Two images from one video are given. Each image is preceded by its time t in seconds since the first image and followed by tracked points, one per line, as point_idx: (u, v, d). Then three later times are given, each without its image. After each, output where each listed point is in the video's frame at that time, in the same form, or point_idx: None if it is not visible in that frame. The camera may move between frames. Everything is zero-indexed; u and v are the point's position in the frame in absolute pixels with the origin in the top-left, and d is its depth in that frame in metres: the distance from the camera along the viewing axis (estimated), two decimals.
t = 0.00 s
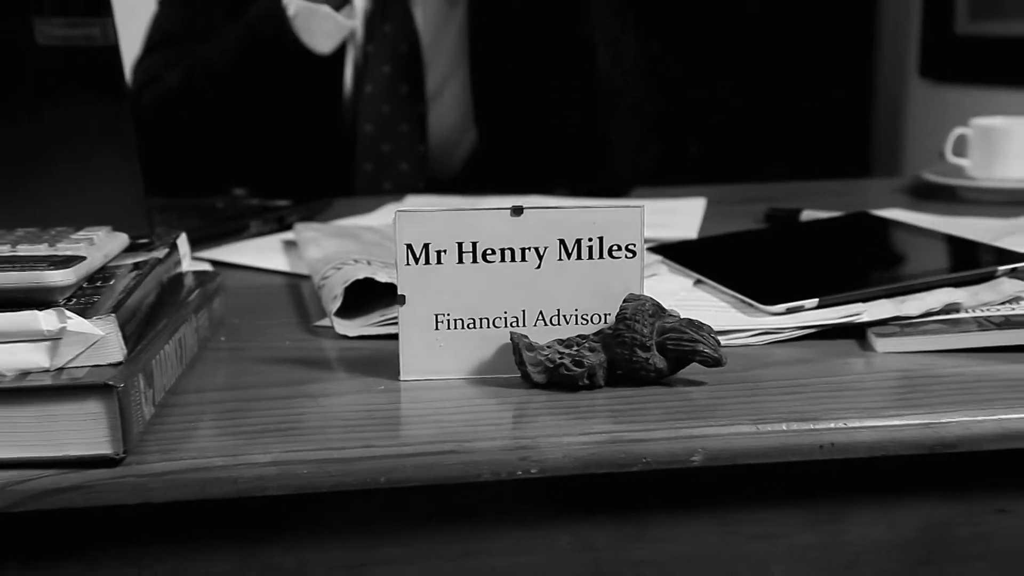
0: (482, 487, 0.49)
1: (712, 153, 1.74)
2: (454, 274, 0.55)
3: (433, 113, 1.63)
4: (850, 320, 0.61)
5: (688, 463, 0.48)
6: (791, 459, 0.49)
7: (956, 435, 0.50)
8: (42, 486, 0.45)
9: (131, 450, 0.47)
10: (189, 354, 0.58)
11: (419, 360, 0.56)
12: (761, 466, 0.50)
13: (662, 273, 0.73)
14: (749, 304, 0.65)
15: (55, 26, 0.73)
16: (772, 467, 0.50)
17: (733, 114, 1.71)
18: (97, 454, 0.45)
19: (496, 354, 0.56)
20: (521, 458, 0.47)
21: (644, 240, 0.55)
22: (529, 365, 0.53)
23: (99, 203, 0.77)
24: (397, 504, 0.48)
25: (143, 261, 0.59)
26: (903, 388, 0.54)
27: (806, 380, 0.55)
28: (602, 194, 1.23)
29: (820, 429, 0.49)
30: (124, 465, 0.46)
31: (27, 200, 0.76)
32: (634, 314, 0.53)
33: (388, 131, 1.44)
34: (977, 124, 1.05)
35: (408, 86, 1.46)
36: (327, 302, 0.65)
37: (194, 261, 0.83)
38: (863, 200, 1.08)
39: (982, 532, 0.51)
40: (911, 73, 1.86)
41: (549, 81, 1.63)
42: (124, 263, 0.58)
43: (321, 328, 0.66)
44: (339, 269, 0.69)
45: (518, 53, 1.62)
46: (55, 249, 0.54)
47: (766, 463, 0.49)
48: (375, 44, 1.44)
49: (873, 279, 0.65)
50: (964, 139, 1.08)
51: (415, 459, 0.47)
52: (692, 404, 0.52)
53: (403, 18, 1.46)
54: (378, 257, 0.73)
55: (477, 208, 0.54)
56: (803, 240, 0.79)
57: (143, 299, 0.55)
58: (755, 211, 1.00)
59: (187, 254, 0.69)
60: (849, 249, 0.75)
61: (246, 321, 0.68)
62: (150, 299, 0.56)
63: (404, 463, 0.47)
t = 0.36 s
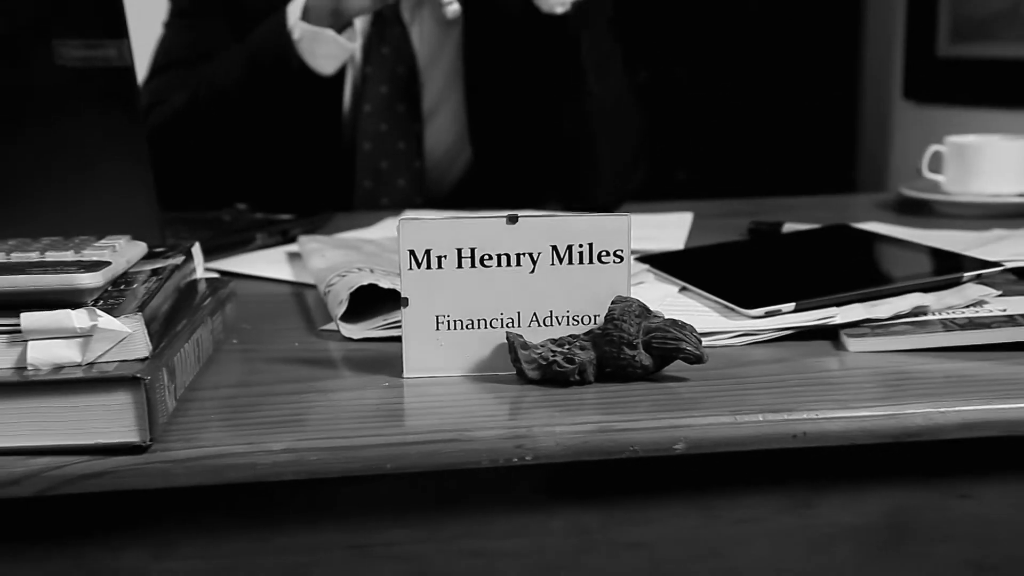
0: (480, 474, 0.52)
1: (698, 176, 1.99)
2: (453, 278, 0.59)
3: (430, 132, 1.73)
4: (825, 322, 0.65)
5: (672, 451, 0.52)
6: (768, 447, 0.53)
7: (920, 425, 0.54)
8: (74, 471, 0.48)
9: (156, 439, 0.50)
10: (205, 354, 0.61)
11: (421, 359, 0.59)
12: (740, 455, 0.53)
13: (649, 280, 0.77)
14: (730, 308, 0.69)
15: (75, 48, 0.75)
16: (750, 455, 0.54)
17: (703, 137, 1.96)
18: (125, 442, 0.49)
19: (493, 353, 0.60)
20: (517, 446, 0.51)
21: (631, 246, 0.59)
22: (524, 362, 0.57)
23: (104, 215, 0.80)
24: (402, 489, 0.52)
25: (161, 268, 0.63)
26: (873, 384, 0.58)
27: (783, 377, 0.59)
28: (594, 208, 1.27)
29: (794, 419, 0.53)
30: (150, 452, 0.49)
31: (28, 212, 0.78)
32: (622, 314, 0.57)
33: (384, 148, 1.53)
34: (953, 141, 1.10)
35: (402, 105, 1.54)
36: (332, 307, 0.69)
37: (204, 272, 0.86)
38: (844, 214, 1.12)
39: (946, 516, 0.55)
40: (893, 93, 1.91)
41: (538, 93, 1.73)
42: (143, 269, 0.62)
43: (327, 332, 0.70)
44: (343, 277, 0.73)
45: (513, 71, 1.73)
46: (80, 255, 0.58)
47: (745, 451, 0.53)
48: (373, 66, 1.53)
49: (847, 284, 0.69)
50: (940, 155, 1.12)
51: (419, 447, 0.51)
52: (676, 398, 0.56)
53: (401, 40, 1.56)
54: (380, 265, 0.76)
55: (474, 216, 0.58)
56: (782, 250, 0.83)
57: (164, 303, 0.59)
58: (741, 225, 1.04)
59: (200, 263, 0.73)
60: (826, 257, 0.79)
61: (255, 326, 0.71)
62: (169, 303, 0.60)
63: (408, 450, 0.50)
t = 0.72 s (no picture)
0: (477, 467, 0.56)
1: (689, 199, 1.90)
2: (451, 286, 0.62)
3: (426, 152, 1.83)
4: (801, 328, 0.69)
5: (656, 446, 0.56)
6: (745, 441, 0.56)
7: (888, 421, 0.58)
8: (99, 464, 0.52)
9: (175, 434, 0.54)
10: (217, 358, 0.65)
11: (420, 362, 0.63)
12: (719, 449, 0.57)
13: (636, 291, 0.81)
14: (713, 316, 0.73)
15: (91, 72, 0.79)
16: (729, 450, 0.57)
17: (698, 154, 1.88)
18: (147, 437, 0.53)
19: (489, 356, 0.64)
20: (511, 441, 0.55)
21: (617, 256, 0.63)
22: (518, 365, 0.61)
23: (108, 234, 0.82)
24: (404, 482, 0.56)
25: (176, 277, 0.67)
26: (845, 384, 0.62)
27: (761, 379, 0.63)
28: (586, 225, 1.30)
29: (770, 416, 0.57)
30: (169, 446, 0.53)
31: (34, 229, 0.80)
32: (610, 319, 0.61)
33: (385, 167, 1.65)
34: (928, 160, 1.14)
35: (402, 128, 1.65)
36: (335, 315, 0.73)
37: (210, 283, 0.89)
38: (826, 230, 1.17)
39: (913, 508, 0.59)
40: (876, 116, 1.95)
41: (530, 111, 1.84)
42: (159, 279, 0.66)
43: (330, 339, 0.74)
44: (345, 288, 0.77)
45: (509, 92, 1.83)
46: (100, 266, 0.62)
47: (724, 445, 0.56)
48: (373, 88, 1.63)
49: (822, 293, 0.73)
50: (916, 174, 1.17)
51: (420, 442, 0.54)
52: (660, 397, 0.59)
53: (400, 65, 1.63)
54: (380, 277, 0.80)
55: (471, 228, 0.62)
56: (763, 262, 0.87)
57: (179, 313, 0.62)
58: (726, 240, 1.07)
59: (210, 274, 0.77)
60: (805, 269, 0.83)
61: (262, 334, 0.75)
62: (183, 310, 0.64)
63: (410, 445, 0.54)
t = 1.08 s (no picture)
0: (470, 468, 0.59)
1: (676, 219, 2.04)
2: (445, 297, 0.66)
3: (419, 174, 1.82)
4: (778, 338, 0.72)
5: (640, 447, 0.59)
6: (724, 442, 0.60)
7: (858, 423, 0.61)
8: (114, 464, 0.55)
9: (185, 436, 0.57)
10: (222, 366, 0.68)
11: (416, 369, 0.66)
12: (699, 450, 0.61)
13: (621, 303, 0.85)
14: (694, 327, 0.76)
15: (97, 94, 0.83)
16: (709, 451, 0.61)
17: (678, 172, 2.01)
18: (159, 438, 0.56)
19: (481, 364, 0.67)
20: (503, 442, 0.58)
21: (603, 269, 0.67)
22: (509, 371, 0.64)
23: (123, 242, 0.87)
24: (401, 482, 0.59)
25: (183, 289, 0.71)
26: (818, 390, 0.65)
27: (739, 386, 0.66)
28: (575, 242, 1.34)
29: (747, 419, 0.60)
30: (180, 447, 0.56)
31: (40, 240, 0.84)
32: (596, 329, 0.64)
33: (381, 188, 1.79)
34: (904, 180, 1.19)
35: (397, 146, 1.79)
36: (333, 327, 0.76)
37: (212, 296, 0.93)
38: (806, 247, 1.21)
39: (882, 506, 0.63)
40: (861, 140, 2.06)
41: (518, 129, 1.88)
42: (166, 292, 0.69)
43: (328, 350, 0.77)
44: (342, 301, 0.80)
45: (499, 111, 1.88)
46: (112, 278, 0.65)
47: (704, 446, 0.60)
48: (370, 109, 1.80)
49: (799, 305, 0.77)
50: (893, 193, 1.21)
51: (416, 443, 0.57)
52: (644, 402, 0.63)
53: (395, 85, 1.80)
54: (375, 291, 0.84)
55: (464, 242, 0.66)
56: (743, 277, 0.91)
57: (186, 324, 0.65)
58: (709, 257, 1.11)
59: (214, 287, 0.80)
60: (783, 283, 0.86)
61: (264, 345, 0.78)
62: (190, 320, 0.67)
63: (407, 446, 0.57)
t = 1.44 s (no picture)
0: (465, 474, 0.63)
1: (665, 243, 2.04)
2: (442, 312, 0.69)
3: (414, 195, 1.93)
4: (759, 353, 0.76)
5: (627, 454, 0.62)
6: (706, 449, 0.63)
7: (833, 432, 0.64)
8: (130, 469, 0.58)
9: (197, 443, 0.60)
10: (229, 379, 0.72)
11: (414, 382, 0.70)
12: (683, 457, 0.64)
13: (609, 320, 0.88)
14: (679, 342, 0.80)
15: (106, 119, 0.86)
16: (692, 457, 0.64)
17: (667, 198, 2.01)
18: (173, 444, 0.59)
19: (476, 377, 0.70)
20: (497, 449, 0.61)
21: (592, 285, 0.70)
22: (502, 383, 0.68)
23: (131, 259, 0.91)
24: (401, 487, 0.62)
25: (191, 306, 0.74)
26: (796, 401, 0.69)
27: (721, 398, 0.70)
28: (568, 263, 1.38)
29: (728, 427, 0.63)
30: (191, 453, 0.59)
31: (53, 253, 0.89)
32: (585, 342, 0.68)
33: (377, 211, 1.93)
34: (884, 203, 1.23)
35: (394, 171, 1.92)
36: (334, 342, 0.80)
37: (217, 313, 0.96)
38: (789, 268, 1.24)
39: (857, 510, 0.66)
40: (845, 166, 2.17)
41: (511, 153, 1.96)
42: (176, 308, 0.73)
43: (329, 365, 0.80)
44: (342, 318, 0.83)
45: (494, 136, 1.95)
46: (125, 295, 0.69)
47: (688, 453, 0.63)
48: (367, 138, 1.89)
49: (780, 321, 0.80)
50: (874, 216, 1.25)
51: (415, 451, 0.61)
52: (631, 412, 0.66)
53: (393, 113, 1.89)
54: (373, 308, 0.87)
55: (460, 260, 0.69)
56: (727, 296, 0.94)
57: (195, 338, 0.68)
58: (695, 277, 1.15)
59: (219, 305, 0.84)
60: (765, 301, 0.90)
61: (267, 360, 0.82)
62: (199, 336, 0.70)
63: (406, 453, 0.60)
